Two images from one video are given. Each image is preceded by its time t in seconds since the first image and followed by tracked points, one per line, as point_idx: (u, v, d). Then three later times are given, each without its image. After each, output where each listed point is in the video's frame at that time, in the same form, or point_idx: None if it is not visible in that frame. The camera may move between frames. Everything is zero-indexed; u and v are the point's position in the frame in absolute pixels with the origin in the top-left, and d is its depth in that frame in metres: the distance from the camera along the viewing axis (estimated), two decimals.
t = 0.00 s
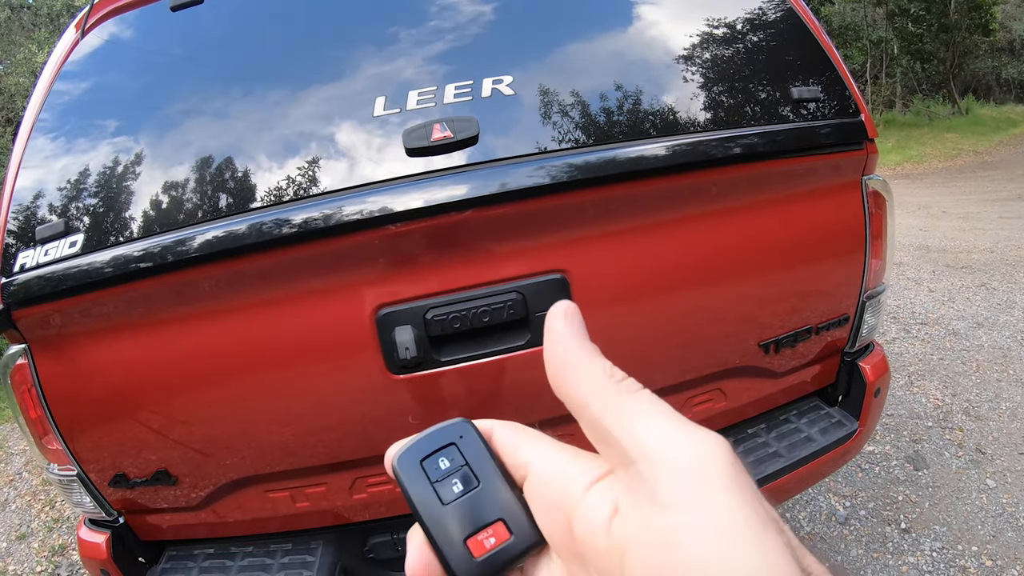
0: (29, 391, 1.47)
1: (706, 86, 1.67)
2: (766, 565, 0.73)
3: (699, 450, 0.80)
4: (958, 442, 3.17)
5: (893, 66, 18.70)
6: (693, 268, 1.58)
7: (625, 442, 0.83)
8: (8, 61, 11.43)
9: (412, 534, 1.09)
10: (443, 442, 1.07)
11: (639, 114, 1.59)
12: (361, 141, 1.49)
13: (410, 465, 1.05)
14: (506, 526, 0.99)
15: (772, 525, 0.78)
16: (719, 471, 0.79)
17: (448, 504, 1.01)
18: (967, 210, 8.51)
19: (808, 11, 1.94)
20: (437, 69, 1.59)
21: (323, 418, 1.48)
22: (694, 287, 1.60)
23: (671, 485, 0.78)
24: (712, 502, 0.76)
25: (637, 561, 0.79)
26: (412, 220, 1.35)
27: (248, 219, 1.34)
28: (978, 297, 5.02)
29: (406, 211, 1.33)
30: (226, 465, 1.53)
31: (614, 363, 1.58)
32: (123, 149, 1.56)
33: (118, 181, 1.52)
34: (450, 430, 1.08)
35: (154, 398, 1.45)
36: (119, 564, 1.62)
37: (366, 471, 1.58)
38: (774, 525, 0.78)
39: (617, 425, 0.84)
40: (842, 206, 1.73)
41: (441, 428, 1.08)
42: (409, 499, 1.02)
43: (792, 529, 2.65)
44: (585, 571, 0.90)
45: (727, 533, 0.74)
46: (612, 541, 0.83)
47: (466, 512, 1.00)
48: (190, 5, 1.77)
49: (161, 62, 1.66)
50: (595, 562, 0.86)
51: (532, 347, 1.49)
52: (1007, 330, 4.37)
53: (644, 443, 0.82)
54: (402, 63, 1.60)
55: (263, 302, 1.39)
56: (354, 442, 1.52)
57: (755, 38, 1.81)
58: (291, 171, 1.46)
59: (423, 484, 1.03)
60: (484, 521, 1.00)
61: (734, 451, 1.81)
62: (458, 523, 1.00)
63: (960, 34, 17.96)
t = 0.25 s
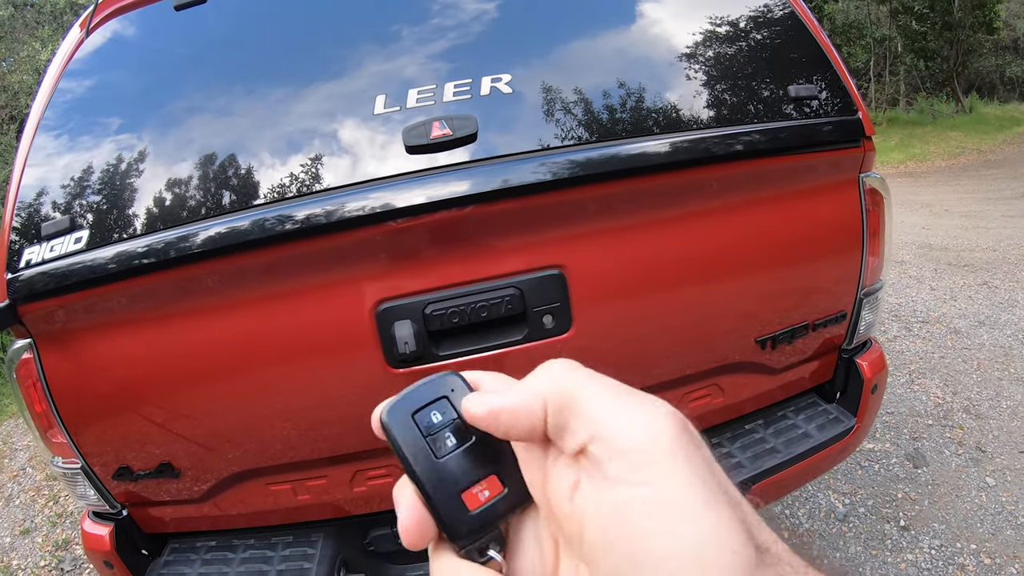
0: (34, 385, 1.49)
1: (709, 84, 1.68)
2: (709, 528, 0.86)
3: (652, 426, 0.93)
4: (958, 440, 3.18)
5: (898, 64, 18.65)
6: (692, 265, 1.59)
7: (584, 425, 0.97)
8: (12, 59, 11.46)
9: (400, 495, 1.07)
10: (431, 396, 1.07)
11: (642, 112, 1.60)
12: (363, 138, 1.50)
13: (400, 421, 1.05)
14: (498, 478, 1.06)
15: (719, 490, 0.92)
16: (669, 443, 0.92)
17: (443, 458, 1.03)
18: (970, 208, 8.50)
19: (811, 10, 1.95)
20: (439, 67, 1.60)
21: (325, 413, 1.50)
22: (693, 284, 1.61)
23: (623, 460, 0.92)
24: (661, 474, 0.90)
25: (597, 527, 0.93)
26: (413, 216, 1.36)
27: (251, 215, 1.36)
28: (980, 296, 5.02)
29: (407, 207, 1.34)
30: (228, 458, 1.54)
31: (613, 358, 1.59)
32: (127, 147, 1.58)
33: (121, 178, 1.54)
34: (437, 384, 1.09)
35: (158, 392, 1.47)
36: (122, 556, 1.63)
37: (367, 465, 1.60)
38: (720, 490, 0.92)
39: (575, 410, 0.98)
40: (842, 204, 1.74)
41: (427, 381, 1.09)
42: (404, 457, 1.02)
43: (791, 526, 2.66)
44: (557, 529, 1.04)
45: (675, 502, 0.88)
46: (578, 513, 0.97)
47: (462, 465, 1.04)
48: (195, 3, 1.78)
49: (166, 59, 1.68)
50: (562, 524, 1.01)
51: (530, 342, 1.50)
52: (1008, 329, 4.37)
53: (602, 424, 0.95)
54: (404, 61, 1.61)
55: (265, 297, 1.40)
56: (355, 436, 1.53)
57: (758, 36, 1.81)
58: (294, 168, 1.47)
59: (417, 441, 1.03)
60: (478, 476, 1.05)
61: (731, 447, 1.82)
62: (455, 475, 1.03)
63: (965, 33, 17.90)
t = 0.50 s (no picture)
0: (36, 386, 1.49)
1: (709, 82, 1.68)
2: (684, 505, 0.92)
3: (623, 412, 0.94)
4: (960, 437, 3.18)
5: (897, 62, 18.63)
6: (692, 263, 1.59)
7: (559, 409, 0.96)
8: (11, 60, 11.47)
9: (421, 468, 1.07)
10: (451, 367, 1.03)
11: (643, 110, 1.60)
12: (364, 138, 1.50)
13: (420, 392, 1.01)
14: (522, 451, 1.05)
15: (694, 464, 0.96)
16: (643, 426, 0.94)
17: (464, 432, 1.01)
18: (971, 205, 8.49)
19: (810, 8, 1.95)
20: (439, 66, 1.60)
21: (327, 412, 1.50)
22: (693, 281, 1.61)
23: (600, 447, 0.94)
24: (638, 457, 0.93)
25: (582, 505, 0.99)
26: (414, 216, 1.36)
27: (252, 215, 1.36)
28: (981, 293, 5.01)
29: (407, 206, 1.34)
30: (230, 458, 1.55)
31: (614, 356, 1.59)
32: (127, 148, 1.58)
33: (122, 179, 1.54)
34: (456, 354, 1.04)
35: (159, 393, 1.47)
36: (125, 556, 1.63)
37: (370, 464, 1.60)
38: (696, 464, 0.96)
39: (552, 395, 0.97)
40: (842, 201, 1.74)
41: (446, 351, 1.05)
42: (426, 430, 0.98)
43: (793, 524, 2.66)
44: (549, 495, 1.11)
45: (652, 486, 0.92)
46: (565, 485, 1.03)
47: (484, 440, 1.02)
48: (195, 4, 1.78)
49: (165, 60, 1.68)
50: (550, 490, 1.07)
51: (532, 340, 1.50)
52: (1010, 326, 4.36)
53: (578, 412, 0.95)
54: (404, 60, 1.61)
55: (266, 297, 1.41)
56: (357, 435, 1.54)
57: (758, 33, 1.81)
58: (294, 168, 1.48)
59: (438, 413, 1.00)
60: (501, 450, 1.03)
61: (733, 445, 1.83)
62: (479, 450, 1.01)
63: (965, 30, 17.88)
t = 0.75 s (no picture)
0: (38, 385, 1.49)
1: (709, 82, 1.68)
2: (671, 514, 0.91)
3: (605, 425, 0.93)
4: (960, 436, 3.18)
5: (897, 61, 18.63)
6: (693, 262, 1.59)
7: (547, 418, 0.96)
8: (11, 60, 11.47)
9: (436, 464, 1.07)
10: (466, 366, 1.03)
11: (643, 110, 1.60)
12: (364, 138, 1.51)
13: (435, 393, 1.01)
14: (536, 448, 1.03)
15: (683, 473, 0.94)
16: (628, 437, 0.93)
17: (479, 432, 1.01)
18: (971, 205, 8.49)
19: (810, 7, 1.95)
20: (439, 65, 1.60)
21: (328, 412, 1.50)
22: (693, 281, 1.61)
23: (586, 458, 0.93)
24: (623, 469, 0.92)
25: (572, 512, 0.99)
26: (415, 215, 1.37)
27: (252, 215, 1.36)
28: (981, 292, 5.02)
29: (408, 206, 1.35)
30: (232, 457, 1.55)
31: (615, 355, 1.59)
32: (127, 148, 1.58)
33: (122, 179, 1.54)
34: (471, 352, 1.04)
35: (161, 392, 1.47)
36: (126, 555, 1.63)
37: (371, 463, 1.60)
38: (683, 472, 0.95)
39: (544, 402, 0.96)
40: (842, 201, 1.74)
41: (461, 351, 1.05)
42: (440, 429, 0.99)
43: (793, 523, 2.66)
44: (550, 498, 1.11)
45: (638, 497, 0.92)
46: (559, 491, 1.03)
47: (499, 437, 1.02)
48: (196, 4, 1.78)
49: (165, 60, 1.68)
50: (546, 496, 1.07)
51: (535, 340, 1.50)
52: (1009, 326, 4.37)
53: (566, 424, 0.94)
54: (404, 60, 1.62)
55: (267, 296, 1.41)
56: (358, 434, 1.54)
57: (758, 33, 1.82)
58: (295, 168, 1.48)
59: (452, 413, 1.00)
60: (518, 446, 1.02)
61: (734, 444, 1.83)
62: (494, 447, 1.01)
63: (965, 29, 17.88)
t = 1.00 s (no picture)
0: (38, 385, 1.49)
1: (708, 81, 1.68)
2: (661, 505, 0.90)
3: (596, 415, 0.93)
4: (959, 435, 3.18)
5: (897, 61, 18.64)
6: (692, 262, 1.60)
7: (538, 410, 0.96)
8: (10, 61, 11.46)
9: (439, 448, 1.07)
10: (469, 355, 1.05)
11: (642, 110, 1.60)
12: (363, 137, 1.51)
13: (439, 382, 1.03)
14: (539, 435, 1.03)
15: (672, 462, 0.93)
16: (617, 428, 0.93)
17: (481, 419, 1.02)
18: (970, 204, 8.50)
19: (809, 7, 1.95)
20: (438, 65, 1.60)
21: (327, 411, 1.50)
22: (692, 280, 1.61)
23: (577, 450, 0.93)
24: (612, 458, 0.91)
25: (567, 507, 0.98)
26: (414, 215, 1.37)
27: (252, 215, 1.36)
28: (980, 292, 5.02)
29: (407, 206, 1.35)
30: (231, 457, 1.55)
31: (614, 354, 1.59)
32: (127, 148, 1.58)
33: (122, 179, 1.54)
34: (474, 342, 1.05)
35: (160, 392, 1.47)
36: (126, 555, 1.63)
37: (370, 462, 1.60)
38: (673, 463, 0.93)
39: (539, 390, 0.97)
40: (840, 200, 1.74)
41: (465, 339, 1.06)
42: (442, 416, 1.00)
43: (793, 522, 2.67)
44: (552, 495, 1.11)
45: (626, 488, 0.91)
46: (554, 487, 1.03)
47: (503, 424, 1.03)
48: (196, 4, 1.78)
49: (164, 60, 1.68)
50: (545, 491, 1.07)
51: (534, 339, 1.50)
52: (1009, 325, 4.37)
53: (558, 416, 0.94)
54: (402, 59, 1.62)
55: (266, 296, 1.41)
56: (357, 434, 1.54)
57: (757, 33, 1.82)
58: (294, 168, 1.48)
59: (455, 400, 1.02)
60: (520, 434, 1.03)
61: (734, 443, 1.83)
62: (497, 434, 1.01)
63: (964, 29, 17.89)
